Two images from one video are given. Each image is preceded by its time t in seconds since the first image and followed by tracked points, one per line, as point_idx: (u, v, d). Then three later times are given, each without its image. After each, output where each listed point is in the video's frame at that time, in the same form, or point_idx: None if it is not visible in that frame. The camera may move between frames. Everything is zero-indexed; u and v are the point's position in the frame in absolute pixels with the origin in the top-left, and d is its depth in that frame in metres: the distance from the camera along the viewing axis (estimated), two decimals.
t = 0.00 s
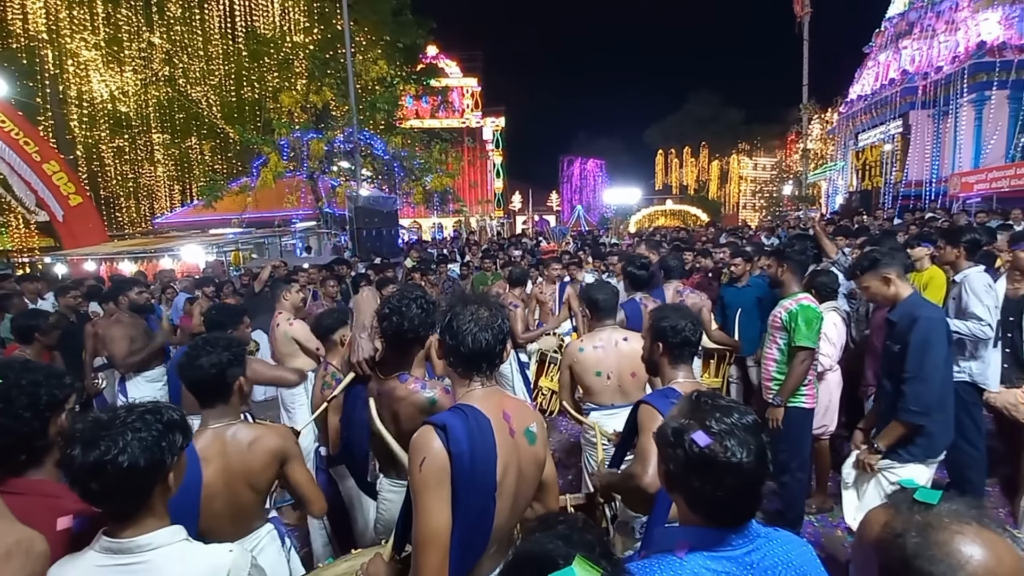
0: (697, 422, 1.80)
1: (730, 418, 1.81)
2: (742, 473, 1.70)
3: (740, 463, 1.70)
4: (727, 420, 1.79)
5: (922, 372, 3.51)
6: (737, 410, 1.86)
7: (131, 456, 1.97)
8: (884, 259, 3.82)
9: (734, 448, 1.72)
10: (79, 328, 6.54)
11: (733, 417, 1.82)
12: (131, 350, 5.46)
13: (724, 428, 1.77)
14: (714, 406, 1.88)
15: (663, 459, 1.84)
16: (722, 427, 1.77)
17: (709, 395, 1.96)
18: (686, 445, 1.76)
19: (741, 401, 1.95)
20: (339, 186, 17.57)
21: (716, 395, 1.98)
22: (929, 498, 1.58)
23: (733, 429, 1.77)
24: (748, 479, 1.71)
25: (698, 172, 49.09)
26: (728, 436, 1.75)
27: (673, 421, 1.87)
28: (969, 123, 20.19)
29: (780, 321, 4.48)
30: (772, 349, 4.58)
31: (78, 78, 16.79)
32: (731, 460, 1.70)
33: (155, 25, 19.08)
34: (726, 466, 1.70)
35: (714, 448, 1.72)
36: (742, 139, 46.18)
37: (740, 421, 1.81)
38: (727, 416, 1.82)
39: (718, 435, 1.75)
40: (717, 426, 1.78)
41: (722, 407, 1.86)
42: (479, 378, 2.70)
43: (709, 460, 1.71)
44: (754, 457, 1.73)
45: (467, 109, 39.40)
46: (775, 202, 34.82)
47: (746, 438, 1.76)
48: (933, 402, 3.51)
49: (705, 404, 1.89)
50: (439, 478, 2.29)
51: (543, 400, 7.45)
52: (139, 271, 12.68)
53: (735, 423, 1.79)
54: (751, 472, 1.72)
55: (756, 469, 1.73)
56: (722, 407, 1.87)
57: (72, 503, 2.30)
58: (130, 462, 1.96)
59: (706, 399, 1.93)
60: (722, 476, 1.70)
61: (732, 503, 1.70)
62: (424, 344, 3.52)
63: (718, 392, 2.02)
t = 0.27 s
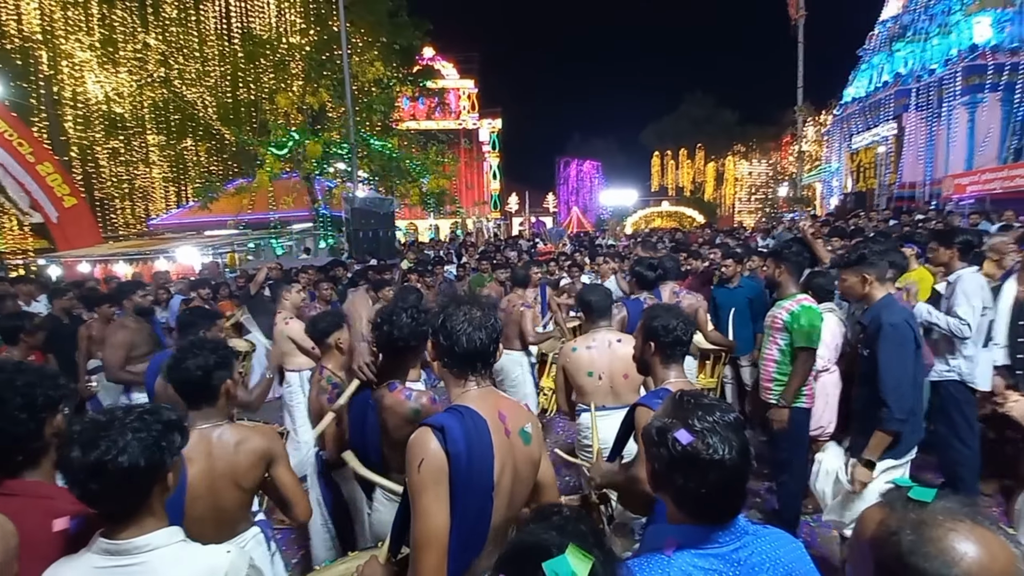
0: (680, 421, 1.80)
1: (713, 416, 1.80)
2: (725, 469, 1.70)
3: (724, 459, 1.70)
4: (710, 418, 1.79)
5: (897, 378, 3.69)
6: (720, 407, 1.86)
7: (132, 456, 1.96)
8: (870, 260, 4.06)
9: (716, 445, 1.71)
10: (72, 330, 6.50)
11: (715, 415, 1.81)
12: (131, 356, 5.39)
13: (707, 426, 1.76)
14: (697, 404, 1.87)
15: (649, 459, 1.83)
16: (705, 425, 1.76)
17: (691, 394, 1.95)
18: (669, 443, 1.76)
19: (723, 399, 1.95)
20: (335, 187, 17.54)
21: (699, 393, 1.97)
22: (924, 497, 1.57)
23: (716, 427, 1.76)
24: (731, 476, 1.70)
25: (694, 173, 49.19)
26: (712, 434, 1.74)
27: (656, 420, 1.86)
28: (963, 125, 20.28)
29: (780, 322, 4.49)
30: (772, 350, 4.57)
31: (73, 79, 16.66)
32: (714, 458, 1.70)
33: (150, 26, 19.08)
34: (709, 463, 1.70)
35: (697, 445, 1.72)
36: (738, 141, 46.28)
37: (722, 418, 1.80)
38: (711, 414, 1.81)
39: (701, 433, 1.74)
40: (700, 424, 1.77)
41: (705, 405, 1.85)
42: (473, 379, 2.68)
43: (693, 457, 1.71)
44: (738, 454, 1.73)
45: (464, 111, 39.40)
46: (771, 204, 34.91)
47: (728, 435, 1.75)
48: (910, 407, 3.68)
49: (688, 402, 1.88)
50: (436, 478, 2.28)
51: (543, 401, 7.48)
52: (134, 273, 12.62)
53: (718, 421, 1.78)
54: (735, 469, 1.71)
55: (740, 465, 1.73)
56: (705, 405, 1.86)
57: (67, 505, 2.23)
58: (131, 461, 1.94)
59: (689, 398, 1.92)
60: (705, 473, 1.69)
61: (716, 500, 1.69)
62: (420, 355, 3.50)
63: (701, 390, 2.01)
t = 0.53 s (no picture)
0: (671, 421, 1.81)
1: (704, 416, 1.81)
2: (716, 467, 1.70)
3: (714, 458, 1.70)
4: (700, 418, 1.80)
5: (873, 382, 3.52)
6: (711, 407, 1.87)
7: (131, 460, 1.96)
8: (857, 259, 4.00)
9: (707, 444, 1.72)
10: (70, 334, 6.50)
11: (705, 415, 1.82)
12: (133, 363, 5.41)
13: (698, 426, 1.77)
14: (688, 405, 1.88)
15: (642, 459, 1.83)
16: (695, 425, 1.78)
17: (683, 396, 1.95)
18: (662, 444, 1.76)
19: (711, 397, 1.96)
20: (334, 189, 17.54)
21: (691, 394, 1.98)
22: (920, 496, 1.62)
23: (707, 427, 1.77)
24: (723, 473, 1.71)
25: (692, 174, 49.28)
26: (703, 433, 1.75)
27: (649, 421, 1.87)
28: (959, 126, 20.32)
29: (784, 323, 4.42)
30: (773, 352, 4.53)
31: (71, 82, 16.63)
32: (705, 456, 1.70)
33: (148, 28, 19.06)
34: (700, 461, 1.70)
35: (688, 445, 1.73)
36: (736, 142, 46.33)
37: (713, 418, 1.81)
38: (701, 414, 1.82)
39: (691, 433, 1.75)
40: (691, 424, 1.78)
41: (696, 405, 1.87)
42: (468, 382, 2.69)
43: (683, 456, 1.72)
44: (727, 453, 1.74)
45: (462, 113, 39.46)
46: (769, 204, 34.98)
47: (719, 434, 1.76)
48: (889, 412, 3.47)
49: (680, 404, 1.89)
50: (431, 480, 2.27)
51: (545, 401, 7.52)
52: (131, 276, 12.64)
53: (708, 421, 1.79)
54: (726, 467, 1.71)
55: (731, 464, 1.73)
56: (696, 405, 1.87)
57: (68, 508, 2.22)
58: (131, 465, 1.95)
59: (680, 399, 1.93)
60: (696, 471, 1.70)
61: (708, 499, 1.70)
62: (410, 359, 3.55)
63: (693, 392, 2.02)
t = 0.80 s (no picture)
0: (674, 418, 1.79)
1: (706, 413, 1.80)
2: (719, 464, 1.69)
3: (718, 454, 1.70)
4: (703, 415, 1.79)
5: (853, 384, 3.48)
6: (713, 404, 1.86)
7: (131, 460, 1.93)
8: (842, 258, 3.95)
9: (710, 440, 1.72)
10: (73, 333, 6.51)
11: (708, 412, 1.81)
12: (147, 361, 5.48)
13: (701, 423, 1.76)
14: (690, 402, 1.87)
15: (644, 458, 1.82)
16: (698, 421, 1.76)
17: (684, 394, 1.94)
18: (665, 441, 1.75)
19: (711, 394, 1.96)
20: (336, 189, 17.50)
21: (691, 392, 1.97)
22: (923, 493, 1.57)
23: (709, 423, 1.76)
24: (725, 470, 1.70)
25: (695, 172, 49.16)
26: (705, 429, 1.74)
27: (651, 418, 1.85)
28: (963, 123, 20.23)
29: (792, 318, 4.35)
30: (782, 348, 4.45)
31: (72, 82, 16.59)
32: (708, 453, 1.69)
33: (149, 28, 18.98)
34: (704, 458, 1.69)
35: (691, 442, 1.71)
36: (739, 140, 46.21)
37: (714, 415, 1.80)
38: (704, 411, 1.81)
39: (694, 430, 1.74)
40: (694, 421, 1.77)
41: (697, 402, 1.86)
42: (464, 379, 2.68)
43: (687, 454, 1.70)
44: (731, 450, 1.73)
45: (464, 111, 39.43)
46: (772, 202, 34.88)
47: (721, 431, 1.75)
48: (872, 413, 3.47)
49: (682, 402, 1.88)
50: (425, 476, 2.26)
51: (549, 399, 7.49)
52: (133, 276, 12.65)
53: (711, 418, 1.78)
54: (729, 465, 1.71)
55: (734, 460, 1.72)
56: (698, 402, 1.87)
57: (71, 507, 2.20)
58: (131, 465, 1.92)
59: (682, 397, 1.91)
60: (699, 467, 1.69)
61: (711, 496, 1.68)
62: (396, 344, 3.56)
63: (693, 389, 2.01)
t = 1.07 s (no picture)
0: (679, 417, 1.78)
1: (712, 412, 1.79)
2: (726, 463, 1.69)
3: (725, 454, 1.69)
4: (710, 413, 1.77)
5: (840, 385, 3.60)
6: (719, 403, 1.85)
7: (129, 455, 1.94)
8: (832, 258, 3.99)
9: (717, 439, 1.70)
10: (72, 332, 6.50)
11: (714, 410, 1.80)
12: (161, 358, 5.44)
13: (707, 421, 1.75)
14: (695, 401, 1.86)
15: (649, 456, 1.80)
16: (705, 420, 1.75)
17: (688, 391, 1.93)
18: (671, 440, 1.73)
19: (716, 392, 1.94)
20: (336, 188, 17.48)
21: (696, 390, 1.96)
22: (922, 493, 1.59)
23: (715, 422, 1.75)
24: (732, 469, 1.69)
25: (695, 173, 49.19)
26: (712, 428, 1.73)
27: (657, 418, 1.84)
28: (963, 124, 20.24)
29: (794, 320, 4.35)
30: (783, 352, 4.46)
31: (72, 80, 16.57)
32: (716, 452, 1.68)
33: (149, 27, 18.96)
34: (710, 457, 1.68)
35: (698, 442, 1.70)
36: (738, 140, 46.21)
37: (721, 414, 1.79)
38: (709, 409, 1.80)
39: (701, 429, 1.73)
40: (701, 419, 1.76)
41: (703, 401, 1.84)
42: (461, 370, 2.67)
43: (693, 454, 1.69)
44: (737, 448, 1.72)
45: (464, 111, 39.42)
46: (772, 203, 34.90)
47: (728, 429, 1.75)
48: (859, 412, 3.57)
49: (688, 400, 1.86)
50: (422, 461, 2.26)
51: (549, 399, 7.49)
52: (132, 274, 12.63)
53: (717, 416, 1.77)
54: (736, 464, 1.70)
55: (740, 460, 1.71)
56: (703, 401, 1.85)
57: (68, 504, 2.20)
58: (129, 460, 1.93)
59: (688, 394, 1.90)
60: (705, 467, 1.68)
61: (716, 496, 1.68)
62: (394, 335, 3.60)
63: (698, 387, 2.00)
